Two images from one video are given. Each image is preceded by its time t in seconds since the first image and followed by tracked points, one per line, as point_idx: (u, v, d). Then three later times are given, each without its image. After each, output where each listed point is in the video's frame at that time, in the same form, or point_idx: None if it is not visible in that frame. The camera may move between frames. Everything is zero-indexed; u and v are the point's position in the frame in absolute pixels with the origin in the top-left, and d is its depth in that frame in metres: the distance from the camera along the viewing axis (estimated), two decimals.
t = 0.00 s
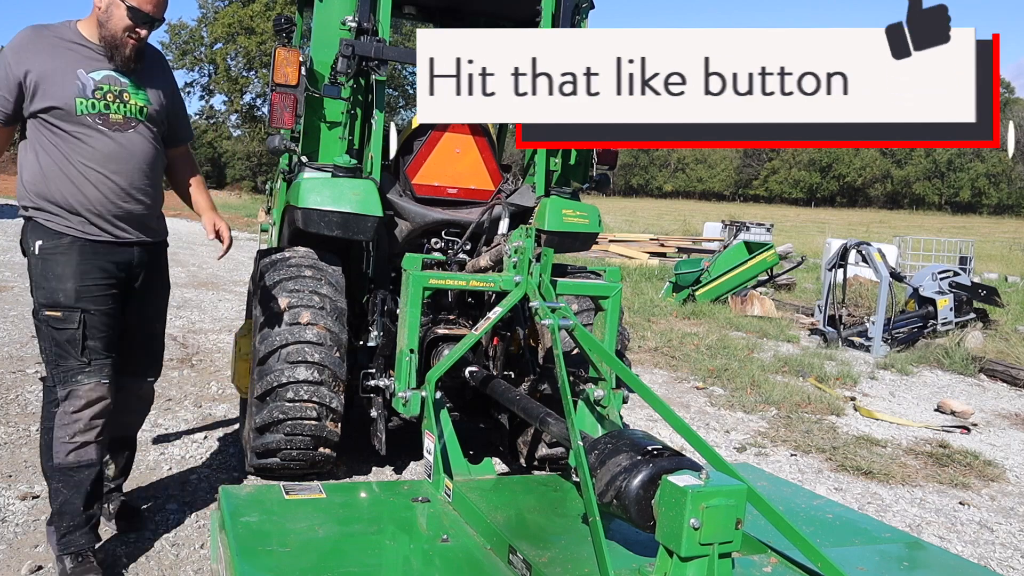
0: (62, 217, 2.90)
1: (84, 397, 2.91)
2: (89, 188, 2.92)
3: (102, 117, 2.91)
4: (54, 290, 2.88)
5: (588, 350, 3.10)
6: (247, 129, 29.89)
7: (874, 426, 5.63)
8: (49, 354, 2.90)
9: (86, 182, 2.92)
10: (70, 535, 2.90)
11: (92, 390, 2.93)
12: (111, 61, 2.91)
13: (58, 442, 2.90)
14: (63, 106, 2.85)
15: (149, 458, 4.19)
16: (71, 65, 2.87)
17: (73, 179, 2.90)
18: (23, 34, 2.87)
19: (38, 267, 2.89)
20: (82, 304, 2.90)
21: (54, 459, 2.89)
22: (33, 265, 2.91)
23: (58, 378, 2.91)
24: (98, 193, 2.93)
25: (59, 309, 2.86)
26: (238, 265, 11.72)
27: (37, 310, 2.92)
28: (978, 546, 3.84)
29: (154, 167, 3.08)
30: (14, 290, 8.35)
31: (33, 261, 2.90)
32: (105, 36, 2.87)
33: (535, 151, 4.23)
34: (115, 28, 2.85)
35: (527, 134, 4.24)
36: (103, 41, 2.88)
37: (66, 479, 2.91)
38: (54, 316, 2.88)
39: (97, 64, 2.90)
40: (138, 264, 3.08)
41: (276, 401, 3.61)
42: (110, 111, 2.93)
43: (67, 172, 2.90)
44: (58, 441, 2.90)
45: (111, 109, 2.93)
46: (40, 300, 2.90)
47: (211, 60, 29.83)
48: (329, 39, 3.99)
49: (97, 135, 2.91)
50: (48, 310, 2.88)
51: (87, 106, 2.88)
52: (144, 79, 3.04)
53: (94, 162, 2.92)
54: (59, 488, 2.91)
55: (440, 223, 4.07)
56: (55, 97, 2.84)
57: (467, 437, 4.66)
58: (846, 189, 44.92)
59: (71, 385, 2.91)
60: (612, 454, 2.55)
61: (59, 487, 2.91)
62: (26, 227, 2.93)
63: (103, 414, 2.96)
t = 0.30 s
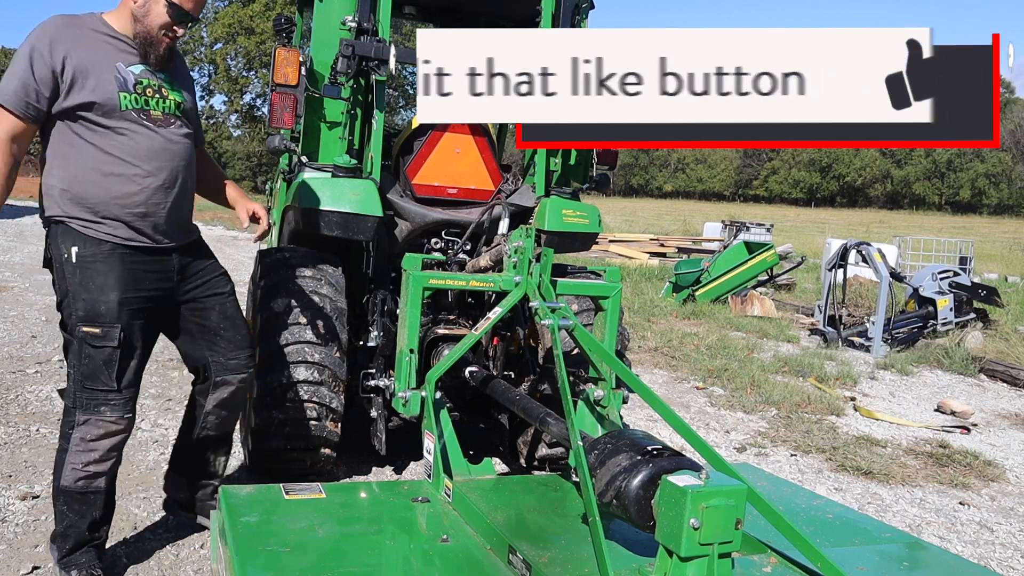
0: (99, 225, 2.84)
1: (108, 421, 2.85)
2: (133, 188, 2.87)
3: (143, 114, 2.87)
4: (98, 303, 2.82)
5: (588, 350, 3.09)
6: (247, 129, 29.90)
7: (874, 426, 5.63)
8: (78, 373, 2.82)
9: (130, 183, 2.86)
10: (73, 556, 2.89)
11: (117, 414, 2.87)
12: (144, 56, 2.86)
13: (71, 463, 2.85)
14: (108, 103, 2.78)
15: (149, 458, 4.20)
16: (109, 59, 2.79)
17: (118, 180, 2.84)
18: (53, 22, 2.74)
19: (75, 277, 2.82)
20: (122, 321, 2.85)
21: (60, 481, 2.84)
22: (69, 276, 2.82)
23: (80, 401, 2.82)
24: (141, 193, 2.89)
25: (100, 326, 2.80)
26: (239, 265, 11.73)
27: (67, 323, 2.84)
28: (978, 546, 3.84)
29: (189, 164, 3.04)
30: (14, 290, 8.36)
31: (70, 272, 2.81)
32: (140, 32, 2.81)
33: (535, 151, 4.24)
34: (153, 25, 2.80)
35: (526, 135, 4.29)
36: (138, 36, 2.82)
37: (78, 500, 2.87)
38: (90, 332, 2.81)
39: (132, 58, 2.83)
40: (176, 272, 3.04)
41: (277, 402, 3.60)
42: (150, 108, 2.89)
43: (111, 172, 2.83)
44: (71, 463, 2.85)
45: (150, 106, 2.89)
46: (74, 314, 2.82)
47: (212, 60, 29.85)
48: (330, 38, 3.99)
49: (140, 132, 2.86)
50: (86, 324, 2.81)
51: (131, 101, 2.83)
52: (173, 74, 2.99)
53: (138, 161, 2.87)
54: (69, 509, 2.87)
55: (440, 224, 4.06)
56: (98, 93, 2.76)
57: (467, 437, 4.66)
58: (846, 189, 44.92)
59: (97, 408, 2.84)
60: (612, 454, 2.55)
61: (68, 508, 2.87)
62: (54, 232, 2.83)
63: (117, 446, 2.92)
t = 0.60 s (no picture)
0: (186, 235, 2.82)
1: (154, 432, 2.85)
2: (228, 202, 2.84)
3: (247, 130, 2.87)
4: (170, 315, 2.80)
5: (588, 350, 3.10)
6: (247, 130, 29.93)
7: (873, 426, 5.63)
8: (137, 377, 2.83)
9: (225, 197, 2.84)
10: (80, 544, 2.90)
11: (167, 426, 2.87)
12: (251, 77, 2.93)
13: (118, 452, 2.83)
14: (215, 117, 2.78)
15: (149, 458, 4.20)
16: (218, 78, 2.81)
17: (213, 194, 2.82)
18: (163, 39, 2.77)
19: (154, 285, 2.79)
20: (191, 336, 2.82)
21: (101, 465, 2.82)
22: (146, 285, 2.81)
23: (133, 406, 2.82)
24: (234, 209, 2.86)
25: (168, 338, 2.78)
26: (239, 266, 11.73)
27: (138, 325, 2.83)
28: (978, 546, 3.84)
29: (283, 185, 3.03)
30: (14, 290, 8.36)
31: (152, 280, 2.80)
32: (248, 60, 2.89)
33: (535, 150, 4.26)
34: (259, 52, 2.88)
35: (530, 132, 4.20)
36: (245, 62, 2.90)
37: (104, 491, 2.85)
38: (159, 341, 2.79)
39: (236, 78, 2.86)
40: (256, 291, 2.99)
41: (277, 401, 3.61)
42: (253, 126, 2.88)
43: (209, 186, 2.81)
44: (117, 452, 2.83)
45: (253, 124, 2.89)
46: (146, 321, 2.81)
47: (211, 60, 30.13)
48: (329, 38, 3.98)
49: (241, 148, 2.84)
50: (154, 333, 2.80)
51: (236, 116, 2.83)
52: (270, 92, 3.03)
53: (236, 175, 2.84)
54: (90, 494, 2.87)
55: (440, 224, 4.03)
56: (206, 107, 2.76)
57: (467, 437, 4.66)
58: (846, 189, 44.91)
59: (147, 417, 2.83)
60: (612, 454, 2.55)
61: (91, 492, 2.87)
62: (140, 238, 2.84)
63: (156, 454, 2.89)
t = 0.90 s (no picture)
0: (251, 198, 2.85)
1: (303, 297, 2.71)
2: (278, 189, 2.85)
3: (313, 128, 2.91)
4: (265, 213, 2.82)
5: (589, 350, 3.10)
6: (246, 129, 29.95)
7: (874, 426, 5.63)
8: (263, 273, 2.75)
9: (279, 181, 2.86)
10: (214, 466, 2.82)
11: (311, 294, 2.74)
12: (331, 83, 2.97)
13: (248, 359, 2.75)
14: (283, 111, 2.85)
15: (149, 458, 4.20)
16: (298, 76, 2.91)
17: (267, 176, 2.85)
18: (256, 35, 2.92)
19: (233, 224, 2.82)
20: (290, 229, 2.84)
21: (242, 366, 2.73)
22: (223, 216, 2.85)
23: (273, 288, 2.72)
24: (283, 195, 2.87)
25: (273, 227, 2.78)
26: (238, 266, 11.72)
27: (230, 258, 2.79)
28: (978, 546, 3.84)
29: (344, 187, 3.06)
30: (14, 290, 8.35)
31: (223, 219, 2.84)
32: (328, 68, 2.92)
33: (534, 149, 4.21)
34: (336, 60, 2.90)
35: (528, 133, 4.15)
36: (327, 71, 2.94)
37: (235, 429, 2.83)
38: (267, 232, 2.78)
39: (316, 80, 2.93)
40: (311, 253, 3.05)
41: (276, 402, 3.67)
42: (319, 125, 2.93)
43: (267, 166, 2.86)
44: (247, 361, 2.75)
45: (321, 124, 2.94)
46: (230, 250, 2.79)
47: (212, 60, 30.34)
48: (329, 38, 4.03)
49: (303, 140, 2.89)
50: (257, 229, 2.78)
51: (303, 113, 2.88)
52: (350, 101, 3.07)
53: (290, 163, 2.87)
54: (228, 437, 2.84)
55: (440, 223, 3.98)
56: (277, 100, 2.84)
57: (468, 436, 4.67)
58: (846, 189, 44.91)
59: (289, 290, 2.71)
60: (612, 454, 2.55)
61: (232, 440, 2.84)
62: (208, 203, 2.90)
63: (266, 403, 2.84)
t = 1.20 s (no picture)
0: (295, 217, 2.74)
1: (383, 332, 2.62)
2: (333, 202, 2.81)
3: (364, 139, 2.85)
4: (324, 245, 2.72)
5: (588, 350, 3.10)
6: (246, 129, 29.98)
7: (874, 426, 5.63)
8: (338, 313, 2.62)
9: (335, 196, 2.81)
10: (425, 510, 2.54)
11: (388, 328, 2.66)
12: (380, 87, 2.85)
13: (371, 422, 2.58)
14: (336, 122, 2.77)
15: (149, 458, 4.20)
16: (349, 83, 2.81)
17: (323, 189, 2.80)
18: (308, 34, 2.80)
19: (296, 249, 2.69)
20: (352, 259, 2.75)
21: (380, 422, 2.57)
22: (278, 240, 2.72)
23: (351, 329, 2.61)
24: (336, 211, 2.83)
25: (340, 259, 2.69)
26: (238, 265, 11.73)
27: (296, 288, 2.67)
28: (978, 546, 3.84)
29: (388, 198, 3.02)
30: (14, 290, 8.36)
31: (286, 243, 2.70)
32: (377, 71, 2.80)
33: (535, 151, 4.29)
34: (386, 62, 2.77)
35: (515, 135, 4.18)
36: (375, 74, 2.81)
37: (426, 496, 2.57)
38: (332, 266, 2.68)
39: (366, 86, 2.83)
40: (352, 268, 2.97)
41: (276, 401, 3.62)
42: (368, 136, 2.85)
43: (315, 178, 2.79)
44: (373, 423, 2.58)
45: (370, 135, 2.86)
46: (296, 280, 2.67)
47: (212, 59, 30.33)
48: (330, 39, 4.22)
49: (353, 151, 2.83)
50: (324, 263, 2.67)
51: (355, 124, 2.81)
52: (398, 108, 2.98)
53: (345, 177, 2.82)
54: (430, 507, 2.56)
55: (439, 223, 3.95)
56: (330, 109, 2.76)
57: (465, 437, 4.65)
58: (846, 189, 44.92)
59: (369, 325, 2.61)
60: (612, 454, 2.55)
61: (434, 509, 2.57)
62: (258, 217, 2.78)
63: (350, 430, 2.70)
